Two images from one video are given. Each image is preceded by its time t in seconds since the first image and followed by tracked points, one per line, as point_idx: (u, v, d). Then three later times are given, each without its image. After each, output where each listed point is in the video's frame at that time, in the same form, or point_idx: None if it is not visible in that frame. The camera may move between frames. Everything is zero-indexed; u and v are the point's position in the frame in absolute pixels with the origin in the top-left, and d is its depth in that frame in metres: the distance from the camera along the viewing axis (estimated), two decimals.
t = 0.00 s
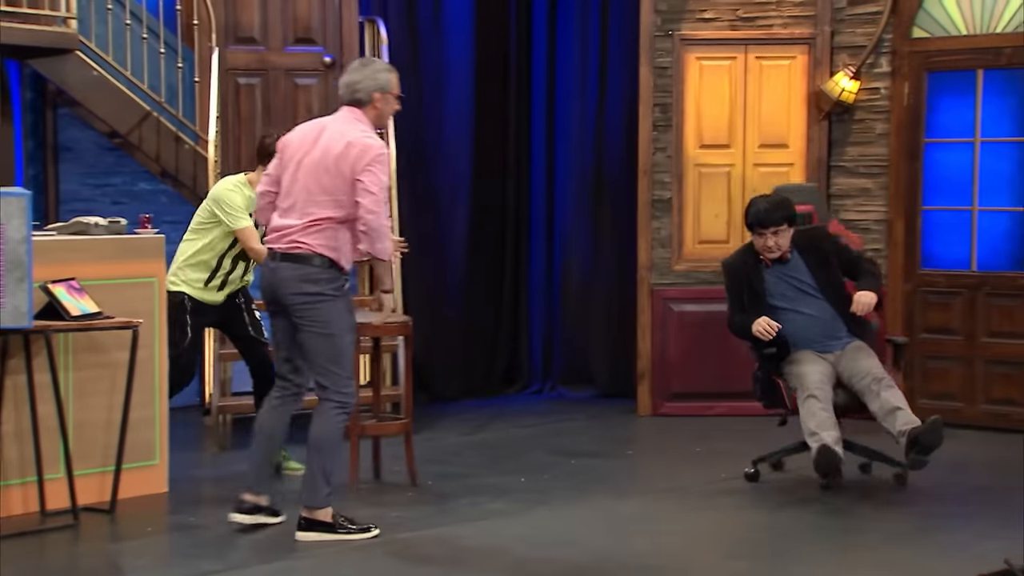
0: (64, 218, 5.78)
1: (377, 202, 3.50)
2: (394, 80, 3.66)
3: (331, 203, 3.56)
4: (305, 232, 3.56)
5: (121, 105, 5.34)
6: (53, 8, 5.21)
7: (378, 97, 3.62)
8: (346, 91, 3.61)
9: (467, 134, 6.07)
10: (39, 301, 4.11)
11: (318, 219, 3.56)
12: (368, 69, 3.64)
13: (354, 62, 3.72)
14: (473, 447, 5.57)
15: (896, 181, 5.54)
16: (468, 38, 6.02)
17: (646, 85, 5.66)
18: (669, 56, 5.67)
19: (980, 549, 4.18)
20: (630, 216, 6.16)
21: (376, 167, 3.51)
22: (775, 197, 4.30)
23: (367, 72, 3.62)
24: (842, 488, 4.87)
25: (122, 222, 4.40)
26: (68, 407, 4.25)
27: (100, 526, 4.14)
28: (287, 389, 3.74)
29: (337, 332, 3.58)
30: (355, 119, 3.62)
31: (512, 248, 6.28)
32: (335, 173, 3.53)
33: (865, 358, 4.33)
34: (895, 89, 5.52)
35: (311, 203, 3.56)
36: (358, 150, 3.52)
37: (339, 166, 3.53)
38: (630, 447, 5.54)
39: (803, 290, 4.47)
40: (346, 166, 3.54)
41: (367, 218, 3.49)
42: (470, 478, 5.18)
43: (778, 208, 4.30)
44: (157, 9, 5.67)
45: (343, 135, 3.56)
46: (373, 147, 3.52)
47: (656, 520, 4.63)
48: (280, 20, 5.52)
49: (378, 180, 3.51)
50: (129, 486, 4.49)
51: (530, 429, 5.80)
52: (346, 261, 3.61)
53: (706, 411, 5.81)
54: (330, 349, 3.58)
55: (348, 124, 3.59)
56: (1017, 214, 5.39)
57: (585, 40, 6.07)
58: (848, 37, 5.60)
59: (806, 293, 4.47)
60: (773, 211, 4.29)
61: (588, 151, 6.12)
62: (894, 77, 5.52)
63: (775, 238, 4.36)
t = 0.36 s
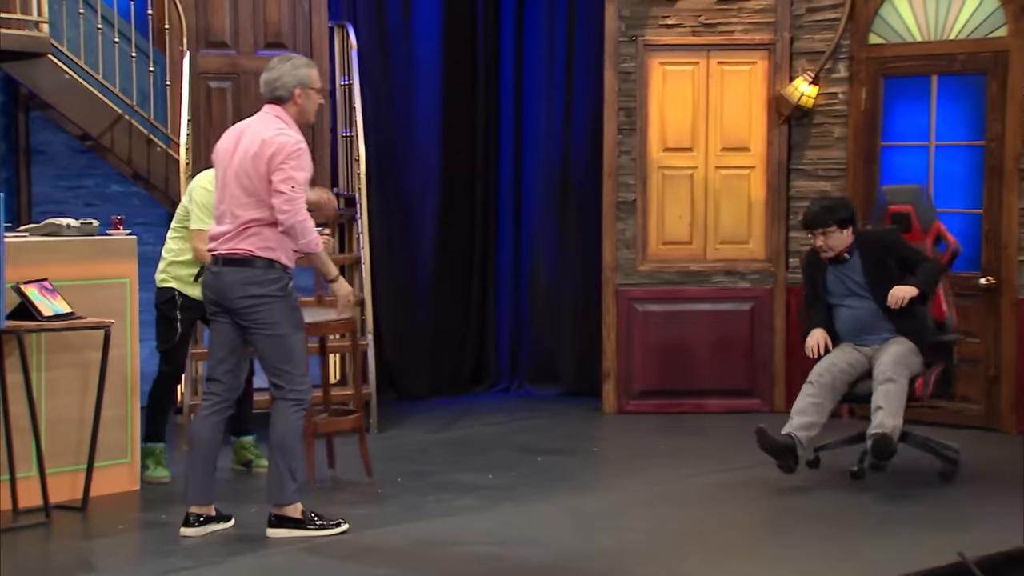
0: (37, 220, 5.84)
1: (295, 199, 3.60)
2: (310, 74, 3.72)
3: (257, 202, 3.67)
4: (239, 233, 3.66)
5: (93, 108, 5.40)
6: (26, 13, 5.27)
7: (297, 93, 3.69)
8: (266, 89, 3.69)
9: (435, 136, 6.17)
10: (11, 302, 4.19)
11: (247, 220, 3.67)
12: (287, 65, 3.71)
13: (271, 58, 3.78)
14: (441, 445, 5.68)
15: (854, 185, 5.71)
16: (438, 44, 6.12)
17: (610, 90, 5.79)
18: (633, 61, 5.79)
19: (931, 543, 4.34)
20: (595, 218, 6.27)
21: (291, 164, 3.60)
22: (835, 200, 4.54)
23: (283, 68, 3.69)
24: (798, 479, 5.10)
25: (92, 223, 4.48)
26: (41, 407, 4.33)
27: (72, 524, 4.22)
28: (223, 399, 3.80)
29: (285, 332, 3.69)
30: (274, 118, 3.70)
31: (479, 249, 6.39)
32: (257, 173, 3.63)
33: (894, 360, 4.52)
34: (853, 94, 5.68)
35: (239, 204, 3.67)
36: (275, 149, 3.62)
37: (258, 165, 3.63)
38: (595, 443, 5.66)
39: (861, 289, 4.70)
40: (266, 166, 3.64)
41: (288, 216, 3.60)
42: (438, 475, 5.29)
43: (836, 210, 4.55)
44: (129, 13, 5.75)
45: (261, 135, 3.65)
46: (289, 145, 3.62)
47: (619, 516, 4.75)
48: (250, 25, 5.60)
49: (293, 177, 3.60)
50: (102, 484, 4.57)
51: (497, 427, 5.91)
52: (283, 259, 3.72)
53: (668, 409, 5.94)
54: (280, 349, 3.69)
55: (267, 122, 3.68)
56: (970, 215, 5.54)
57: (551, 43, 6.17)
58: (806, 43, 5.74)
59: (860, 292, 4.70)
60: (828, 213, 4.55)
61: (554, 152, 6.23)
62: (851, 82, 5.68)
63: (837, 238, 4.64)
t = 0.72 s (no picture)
0: (18, 223, 6.10)
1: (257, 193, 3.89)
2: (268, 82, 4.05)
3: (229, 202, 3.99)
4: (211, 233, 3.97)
5: (72, 117, 5.65)
6: (8, 26, 5.52)
7: (258, 100, 4.04)
8: (228, 99, 4.03)
9: (403, 145, 6.49)
10: None
11: (222, 219, 3.99)
12: (246, 74, 4.06)
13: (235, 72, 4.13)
14: (407, 436, 5.99)
15: (795, 191, 6.06)
16: (404, 56, 6.42)
17: (566, 100, 6.13)
18: (588, 73, 6.13)
19: (862, 526, 4.71)
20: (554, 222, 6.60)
21: (251, 161, 3.91)
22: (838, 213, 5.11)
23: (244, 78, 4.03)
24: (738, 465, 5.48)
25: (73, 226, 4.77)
26: (23, 402, 4.60)
27: (52, 513, 4.50)
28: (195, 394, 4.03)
29: (270, 325, 4.00)
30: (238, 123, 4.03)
31: (444, 253, 6.72)
32: (225, 175, 3.96)
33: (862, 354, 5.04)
34: (794, 106, 6.04)
35: (212, 206, 3.99)
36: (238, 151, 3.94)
37: (225, 167, 3.96)
38: (552, 435, 6.00)
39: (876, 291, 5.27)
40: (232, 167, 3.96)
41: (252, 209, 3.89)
42: (404, 465, 5.60)
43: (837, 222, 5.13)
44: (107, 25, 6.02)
45: (226, 140, 3.98)
46: (251, 145, 3.94)
47: (574, 504, 5.08)
48: (224, 38, 5.89)
49: (254, 173, 3.91)
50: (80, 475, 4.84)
51: (460, 419, 6.22)
52: (256, 254, 4.00)
53: (622, 403, 6.28)
54: (269, 341, 3.99)
55: (230, 128, 4.01)
56: (904, 219, 5.91)
57: (511, 56, 6.51)
58: (751, 56, 6.11)
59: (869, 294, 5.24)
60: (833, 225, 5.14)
61: (513, 159, 6.57)
62: (792, 94, 6.04)
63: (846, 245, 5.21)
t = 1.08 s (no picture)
0: (8, 226, 6.37)
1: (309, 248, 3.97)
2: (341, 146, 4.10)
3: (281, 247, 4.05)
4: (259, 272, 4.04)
5: (59, 125, 5.91)
6: None
7: (327, 163, 4.08)
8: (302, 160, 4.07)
9: (379, 153, 6.78)
10: None
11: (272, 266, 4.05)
12: (317, 138, 4.11)
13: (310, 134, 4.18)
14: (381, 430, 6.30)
15: (748, 197, 6.41)
16: (378, 66, 6.69)
17: (532, 110, 6.46)
18: (553, 84, 6.46)
19: (808, 512, 5.05)
20: (521, 226, 6.92)
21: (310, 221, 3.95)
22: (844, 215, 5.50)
23: (316, 143, 4.08)
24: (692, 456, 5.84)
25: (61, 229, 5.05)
26: (14, 397, 4.87)
27: (41, 503, 4.78)
28: (208, 403, 4.20)
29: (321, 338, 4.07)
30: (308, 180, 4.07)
31: (416, 254, 7.03)
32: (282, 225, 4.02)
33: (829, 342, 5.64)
34: (747, 115, 6.39)
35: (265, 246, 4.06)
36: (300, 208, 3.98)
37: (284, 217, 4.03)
38: (520, 428, 6.32)
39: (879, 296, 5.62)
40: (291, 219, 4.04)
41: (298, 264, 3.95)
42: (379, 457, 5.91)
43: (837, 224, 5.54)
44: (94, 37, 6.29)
45: (289, 193, 4.01)
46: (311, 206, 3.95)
47: (539, 493, 5.39)
48: (206, 50, 6.17)
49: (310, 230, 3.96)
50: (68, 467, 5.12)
51: (432, 413, 6.53)
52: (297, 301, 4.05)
53: (586, 396, 6.61)
54: (329, 360, 4.06)
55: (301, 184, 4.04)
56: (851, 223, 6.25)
57: (479, 67, 6.82)
58: (707, 69, 6.46)
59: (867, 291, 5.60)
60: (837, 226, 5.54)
61: (482, 165, 6.89)
62: (745, 104, 6.39)
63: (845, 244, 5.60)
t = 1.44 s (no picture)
0: None
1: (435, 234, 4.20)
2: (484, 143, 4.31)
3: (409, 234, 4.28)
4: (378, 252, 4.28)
5: (32, 130, 6.04)
6: None
7: (477, 161, 4.29)
8: (449, 151, 4.29)
9: (348, 158, 6.93)
10: None
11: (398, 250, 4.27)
12: (467, 136, 4.30)
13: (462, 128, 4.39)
14: (349, 428, 6.47)
15: (705, 201, 6.63)
16: (347, 74, 6.85)
17: (497, 116, 6.65)
18: (517, 91, 6.66)
19: (763, 505, 5.26)
20: (485, 228, 7.10)
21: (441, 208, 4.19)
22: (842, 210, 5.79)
23: (466, 140, 4.28)
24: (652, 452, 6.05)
25: (34, 232, 5.18)
26: None
27: (16, 500, 4.91)
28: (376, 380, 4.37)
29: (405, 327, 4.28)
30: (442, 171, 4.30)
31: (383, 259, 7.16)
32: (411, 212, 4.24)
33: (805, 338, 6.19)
34: (703, 122, 6.61)
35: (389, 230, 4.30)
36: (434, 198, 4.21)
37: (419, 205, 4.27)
38: (485, 425, 6.51)
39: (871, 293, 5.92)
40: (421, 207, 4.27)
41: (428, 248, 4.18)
42: (348, 454, 6.07)
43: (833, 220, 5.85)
44: (66, 44, 6.42)
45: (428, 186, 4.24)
46: (440, 195, 4.18)
47: (504, 488, 5.58)
48: (177, 58, 6.32)
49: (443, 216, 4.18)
50: (41, 465, 5.26)
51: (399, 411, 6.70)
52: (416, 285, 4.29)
53: (549, 394, 6.81)
54: (397, 346, 4.25)
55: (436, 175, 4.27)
56: (804, 226, 6.47)
57: (444, 74, 7.01)
58: (665, 77, 6.68)
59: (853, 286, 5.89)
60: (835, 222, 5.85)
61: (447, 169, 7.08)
62: (702, 111, 6.61)
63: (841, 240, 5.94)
